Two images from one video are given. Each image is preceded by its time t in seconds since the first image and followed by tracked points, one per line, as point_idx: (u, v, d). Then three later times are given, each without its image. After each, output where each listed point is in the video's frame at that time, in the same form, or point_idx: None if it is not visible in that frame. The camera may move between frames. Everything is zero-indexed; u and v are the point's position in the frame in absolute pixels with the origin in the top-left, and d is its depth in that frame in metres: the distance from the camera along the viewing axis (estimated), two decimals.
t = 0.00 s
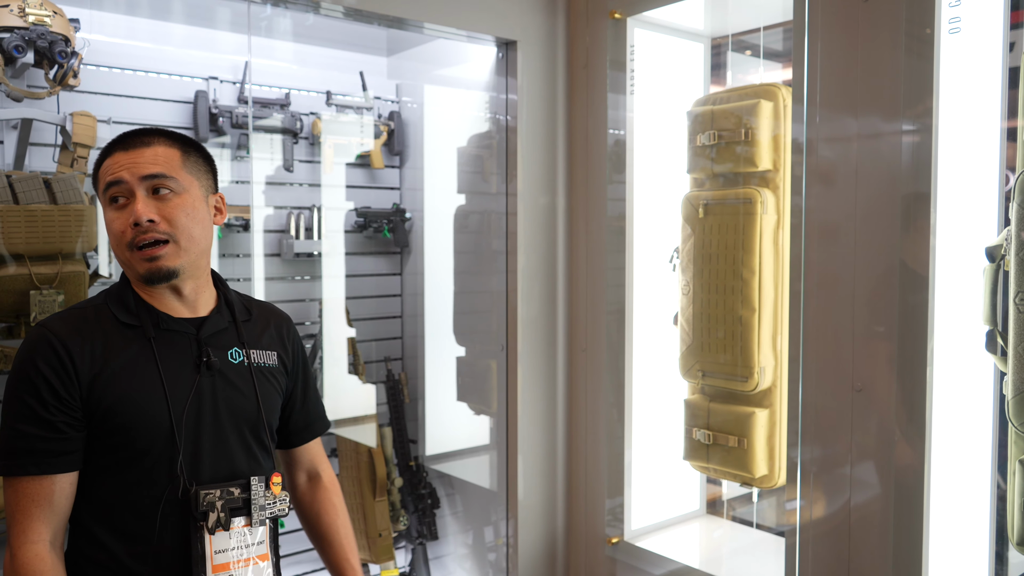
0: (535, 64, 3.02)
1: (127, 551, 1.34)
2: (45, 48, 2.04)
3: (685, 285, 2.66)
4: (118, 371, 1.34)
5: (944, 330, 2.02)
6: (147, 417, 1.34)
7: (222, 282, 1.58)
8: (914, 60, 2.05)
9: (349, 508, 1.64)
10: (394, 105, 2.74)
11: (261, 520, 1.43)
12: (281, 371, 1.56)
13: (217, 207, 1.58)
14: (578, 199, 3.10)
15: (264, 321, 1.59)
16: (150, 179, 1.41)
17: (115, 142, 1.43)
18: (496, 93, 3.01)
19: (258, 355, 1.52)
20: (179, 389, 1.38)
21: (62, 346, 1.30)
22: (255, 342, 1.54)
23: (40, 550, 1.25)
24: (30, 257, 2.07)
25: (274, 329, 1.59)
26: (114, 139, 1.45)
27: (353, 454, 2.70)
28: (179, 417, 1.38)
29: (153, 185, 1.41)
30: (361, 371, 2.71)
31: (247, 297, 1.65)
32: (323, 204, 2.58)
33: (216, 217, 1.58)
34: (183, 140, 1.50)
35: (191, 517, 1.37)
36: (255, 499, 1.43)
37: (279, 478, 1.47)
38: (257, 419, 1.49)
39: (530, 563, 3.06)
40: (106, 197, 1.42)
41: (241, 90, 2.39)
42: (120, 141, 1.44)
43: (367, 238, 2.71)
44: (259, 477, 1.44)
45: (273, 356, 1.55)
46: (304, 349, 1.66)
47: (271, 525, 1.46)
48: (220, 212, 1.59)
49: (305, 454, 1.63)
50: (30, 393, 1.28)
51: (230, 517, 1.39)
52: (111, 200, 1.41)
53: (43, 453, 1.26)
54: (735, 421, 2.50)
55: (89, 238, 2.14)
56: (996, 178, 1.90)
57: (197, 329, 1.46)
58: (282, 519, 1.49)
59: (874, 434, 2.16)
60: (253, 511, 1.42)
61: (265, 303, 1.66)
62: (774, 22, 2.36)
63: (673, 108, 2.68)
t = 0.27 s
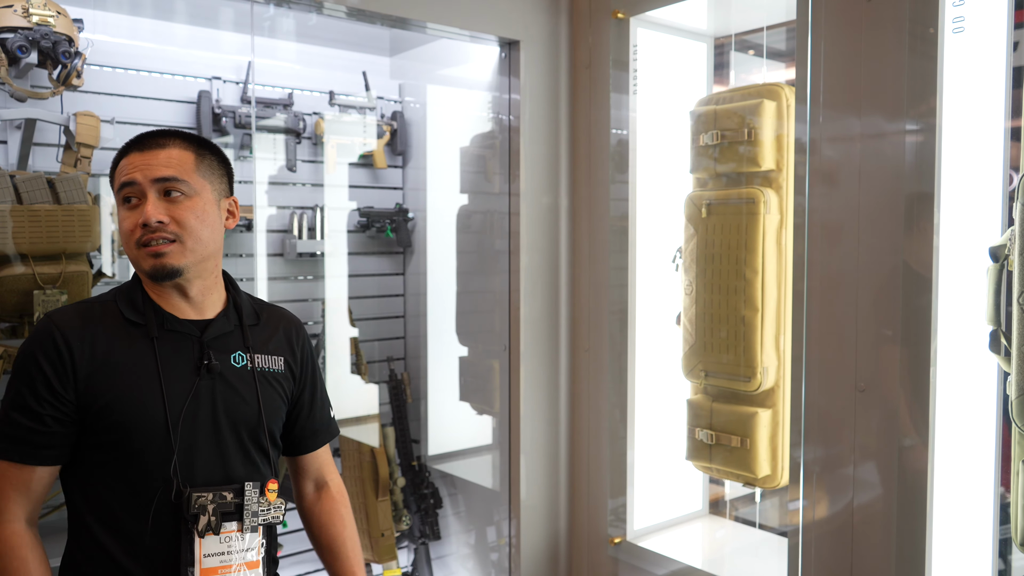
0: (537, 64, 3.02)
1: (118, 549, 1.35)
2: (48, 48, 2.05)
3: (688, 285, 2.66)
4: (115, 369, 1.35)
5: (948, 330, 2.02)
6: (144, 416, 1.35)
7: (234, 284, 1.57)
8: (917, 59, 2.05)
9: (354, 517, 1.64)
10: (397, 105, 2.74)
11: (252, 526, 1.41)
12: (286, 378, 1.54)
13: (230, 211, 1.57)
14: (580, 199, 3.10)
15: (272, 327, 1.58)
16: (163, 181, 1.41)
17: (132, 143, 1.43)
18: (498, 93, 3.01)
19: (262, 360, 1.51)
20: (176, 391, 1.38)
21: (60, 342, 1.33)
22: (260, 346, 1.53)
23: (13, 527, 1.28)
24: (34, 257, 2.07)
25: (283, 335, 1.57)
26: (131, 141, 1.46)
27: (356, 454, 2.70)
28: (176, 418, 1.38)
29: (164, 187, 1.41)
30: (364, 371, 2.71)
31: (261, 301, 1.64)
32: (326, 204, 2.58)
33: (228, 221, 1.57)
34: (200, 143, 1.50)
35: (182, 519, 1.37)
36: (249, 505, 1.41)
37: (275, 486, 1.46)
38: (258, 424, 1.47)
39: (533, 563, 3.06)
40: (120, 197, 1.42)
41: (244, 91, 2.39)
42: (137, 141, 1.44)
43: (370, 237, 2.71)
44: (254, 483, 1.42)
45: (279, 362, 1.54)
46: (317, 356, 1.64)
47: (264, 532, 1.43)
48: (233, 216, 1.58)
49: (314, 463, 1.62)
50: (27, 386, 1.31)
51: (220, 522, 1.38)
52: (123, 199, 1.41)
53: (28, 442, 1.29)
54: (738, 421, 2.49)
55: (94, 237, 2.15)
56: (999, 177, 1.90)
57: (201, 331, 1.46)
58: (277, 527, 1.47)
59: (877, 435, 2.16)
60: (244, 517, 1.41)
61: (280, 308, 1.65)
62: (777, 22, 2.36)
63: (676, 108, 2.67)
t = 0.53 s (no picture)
0: (537, 64, 3.02)
1: (114, 547, 1.34)
2: (48, 48, 2.04)
3: (688, 285, 2.66)
4: (113, 368, 1.35)
5: (948, 330, 2.02)
6: (141, 415, 1.35)
7: (237, 285, 1.57)
8: (917, 59, 2.05)
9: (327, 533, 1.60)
10: (397, 105, 2.74)
11: (249, 529, 1.41)
12: (286, 381, 1.54)
13: (239, 215, 1.57)
14: (580, 199, 3.10)
15: (275, 330, 1.57)
16: (171, 180, 1.40)
17: (145, 140, 1.44)
18: (498, 93, 3.01)
19: (263, 362, 1.51)
20: (174, 391, 1.38)
21: (58, 338, 1.33)
22: (261, 348, 1.52)
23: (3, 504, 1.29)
24: (34, 257, 2.07)
25: (285, 338, 1.57)
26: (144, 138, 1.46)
27: (356, 454, 2.70)
28: (174, 418, 1.38)
29: (173, 186, 1.41)
30: (364, 371, 2.71)
31: (264, 301, 1.64)
32: (325, 204, 2.58)
33: (237, 224, 1.56)
34: (213, 144, 1.50)
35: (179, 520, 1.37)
36: (246, 507, 1.41)
37: (274, 488, 1.46)
38: (257, 426, 1.47)
39: (533, 563, 3.06)
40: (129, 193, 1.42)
41: (244, 91, 2.39)
42: (150, 139, 1.44)
43: (370, 237, 2.71)
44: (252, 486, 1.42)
45: (280, 364, 1.53)
46: (318, 359, 1.63)
47: (261, 535, 1.44)
48: (242, 219, 1.58)
49: (302, 467, 1.62)
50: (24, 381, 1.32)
51: (218, 523, 1.38)
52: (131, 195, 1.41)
53: (18, 435, 1.31)
54: (738, 421, 2.49)
55: (94, 237, 2.15)
56: (999, 177, 1.90)
57: (202, 332, 1.45)
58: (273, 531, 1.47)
59: (877, 434, 2.16)
60: (242, 519, 1.40)
61: (283, 310, 1.64)
62: (777, 22, 2.36)
63: (676, 107, 2.67)
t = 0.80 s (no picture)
0: (538, 64, 3.02)
1: (116, 547, 1.35)
2: (49, 49, 2.04)
3: (688, 286, 2.65)
4: (109, 369, 1.35)
5: (948, 330, 2.02)
6: (138, 416, 1.35)
7: (232, 283, 1.57)
8: (917, 59, 2.05)
9: (338, 523, 1.63)
10: (398, 105, 2.75)
11: (250, 526, 1.39)
12: (283, 378, 1.54)
13: (237, 219, 1.57)
14: (581, 199, 3.10)
15: (271, 328, 1.57)
16: (174, 180, 1.41)
17: (153, 137, 1.44)
18: (499, 93, 3.01)
19: (259, 360, 1.51)
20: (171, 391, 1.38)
21: (54, 340, 1.33)
22: (257, 346, 1.52)
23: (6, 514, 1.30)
24: (35, 257, 2.07)
25: (280, 336, 1.57)
26: (151, 135, 1.47)
27: (357, 454, 2.70)
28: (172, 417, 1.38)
29: (175, 185, 1.41)
30: (365, 371, 2.71)
31: (260, 300, 1.64)
32: (326, 204, 2.59)
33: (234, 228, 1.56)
34: (219, 148, 1.51)
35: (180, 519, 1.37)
36: (246, 505, 1.40)
37: (274, 486, 1.44)
38: (255, 424, 1.47)
39: (533, 563, 3.06)
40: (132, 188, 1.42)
41: (244, 91, 2.39)
42: (160, 137, 1.45)
43: (371, 237, 2.71)
44: (252, 483, 1.41)
45: (276, 362, 1.53)
46: (314, 355, 1.64)
47: (262, 533, 1.41)
48: (240, 224, 1.58)
49: (303, 464, 1.62)
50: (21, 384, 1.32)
51: (218, 521, 1.37)
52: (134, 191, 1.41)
53: (17, 437, 1.31)
54: (738, 421, 2.49)
55: (94, 238, 2.15)
56: (999, 177, 1.90)
57: (197, 332, 1.45)
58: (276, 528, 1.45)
59: (877, 434, 2.16)
60: (242, 517, 1.39)
61: (278, 308, 1.65)
62: (778, 22, 2.36)
63: (676, 107, 2.67)
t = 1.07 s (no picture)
0: (538, 64, 3.02)
1: (119, 550, 1.36)
2: (50, 49, 2.03)
3: (689, 286, 2.66)
4: (105, 375, 1.35)
5: (949, 330, 2.01)
6: (135, 420, 1.35)
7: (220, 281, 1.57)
8: (918, 59, 2.05)
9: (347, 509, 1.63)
10: (398, 105, 2.75)
11: (252, 522, 1.42)
12: (277, 374, 1.55)
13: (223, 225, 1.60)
14: (581, 199, 3.11)
15: (260, 323, 1.58)
16: (229, 186, 1.47)
17: (193, 138, 1.47)
18: (499, 93, 3.01)
19: (252, 356, 1.52)
20: (167, 392, 1.38)
21: (49, 349, 1.33)
22: (248, 343, 1.53)
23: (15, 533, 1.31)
24: (35, 257, 2.07)
25: (269, 331, 1.58)
26: (181, 131, 1.47)
27: (357, 454, 2.70)
28: (169, 419, 1.38)
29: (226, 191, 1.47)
30: (365, 371, 2.71)
31: (247, 295, 1.64)
32: (327, 204, 2.59)
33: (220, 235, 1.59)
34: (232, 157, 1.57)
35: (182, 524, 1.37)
36: (244, 502, 1.42)
37: (268, 479, 1.47)
38: (251, 421, 1.48)
39: (533, 563, 3.06)
40: (180, 184, 1.42)
41: (245, 91, 2.39)
42: (194, 139, 1.47)
43: (372, 237, 2.71)
44: (246, 480, 1.43)
45: (268, 358, 1.54)
46: (305, 346, 1.65)
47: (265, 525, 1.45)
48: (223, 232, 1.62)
49: (304, 454, 1.64)
50: (17, 394, 1.32)
51: (219, 522, 1.39)
52: (185, 187, 1.42)
53: (16, 449, 1.31)
54: (739, 421, 2.49)
55: (94, 237, 2.15)
56: (1000, 177, 1.90)
57: (190, 331, 1.45)
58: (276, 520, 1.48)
59: (878, 435, 2.16)
60: (242, 515, 1.41)
61: (266, 301, 1.66)
62: (779, 22, 2.36)
63: (677, 108, 2.67)
